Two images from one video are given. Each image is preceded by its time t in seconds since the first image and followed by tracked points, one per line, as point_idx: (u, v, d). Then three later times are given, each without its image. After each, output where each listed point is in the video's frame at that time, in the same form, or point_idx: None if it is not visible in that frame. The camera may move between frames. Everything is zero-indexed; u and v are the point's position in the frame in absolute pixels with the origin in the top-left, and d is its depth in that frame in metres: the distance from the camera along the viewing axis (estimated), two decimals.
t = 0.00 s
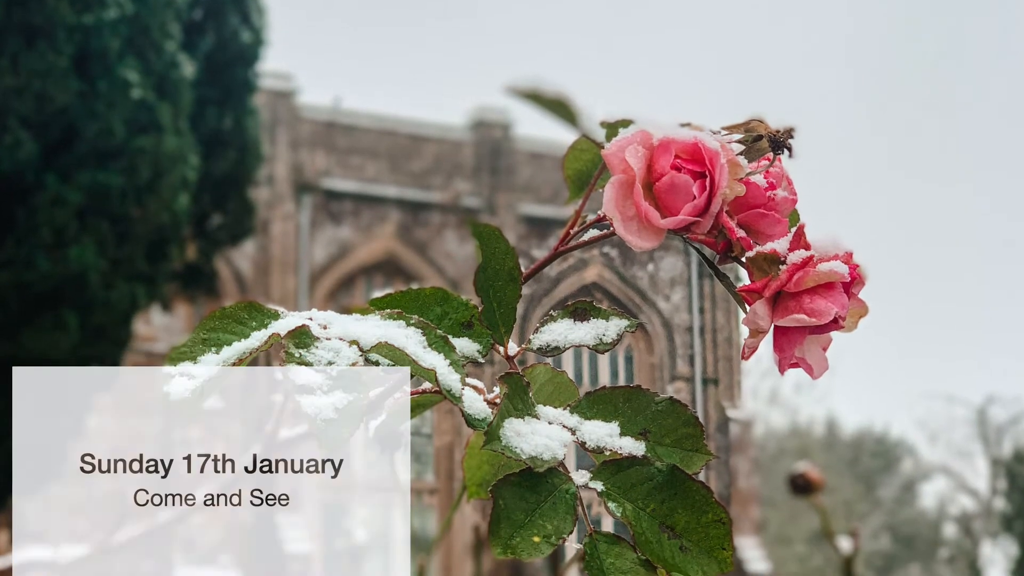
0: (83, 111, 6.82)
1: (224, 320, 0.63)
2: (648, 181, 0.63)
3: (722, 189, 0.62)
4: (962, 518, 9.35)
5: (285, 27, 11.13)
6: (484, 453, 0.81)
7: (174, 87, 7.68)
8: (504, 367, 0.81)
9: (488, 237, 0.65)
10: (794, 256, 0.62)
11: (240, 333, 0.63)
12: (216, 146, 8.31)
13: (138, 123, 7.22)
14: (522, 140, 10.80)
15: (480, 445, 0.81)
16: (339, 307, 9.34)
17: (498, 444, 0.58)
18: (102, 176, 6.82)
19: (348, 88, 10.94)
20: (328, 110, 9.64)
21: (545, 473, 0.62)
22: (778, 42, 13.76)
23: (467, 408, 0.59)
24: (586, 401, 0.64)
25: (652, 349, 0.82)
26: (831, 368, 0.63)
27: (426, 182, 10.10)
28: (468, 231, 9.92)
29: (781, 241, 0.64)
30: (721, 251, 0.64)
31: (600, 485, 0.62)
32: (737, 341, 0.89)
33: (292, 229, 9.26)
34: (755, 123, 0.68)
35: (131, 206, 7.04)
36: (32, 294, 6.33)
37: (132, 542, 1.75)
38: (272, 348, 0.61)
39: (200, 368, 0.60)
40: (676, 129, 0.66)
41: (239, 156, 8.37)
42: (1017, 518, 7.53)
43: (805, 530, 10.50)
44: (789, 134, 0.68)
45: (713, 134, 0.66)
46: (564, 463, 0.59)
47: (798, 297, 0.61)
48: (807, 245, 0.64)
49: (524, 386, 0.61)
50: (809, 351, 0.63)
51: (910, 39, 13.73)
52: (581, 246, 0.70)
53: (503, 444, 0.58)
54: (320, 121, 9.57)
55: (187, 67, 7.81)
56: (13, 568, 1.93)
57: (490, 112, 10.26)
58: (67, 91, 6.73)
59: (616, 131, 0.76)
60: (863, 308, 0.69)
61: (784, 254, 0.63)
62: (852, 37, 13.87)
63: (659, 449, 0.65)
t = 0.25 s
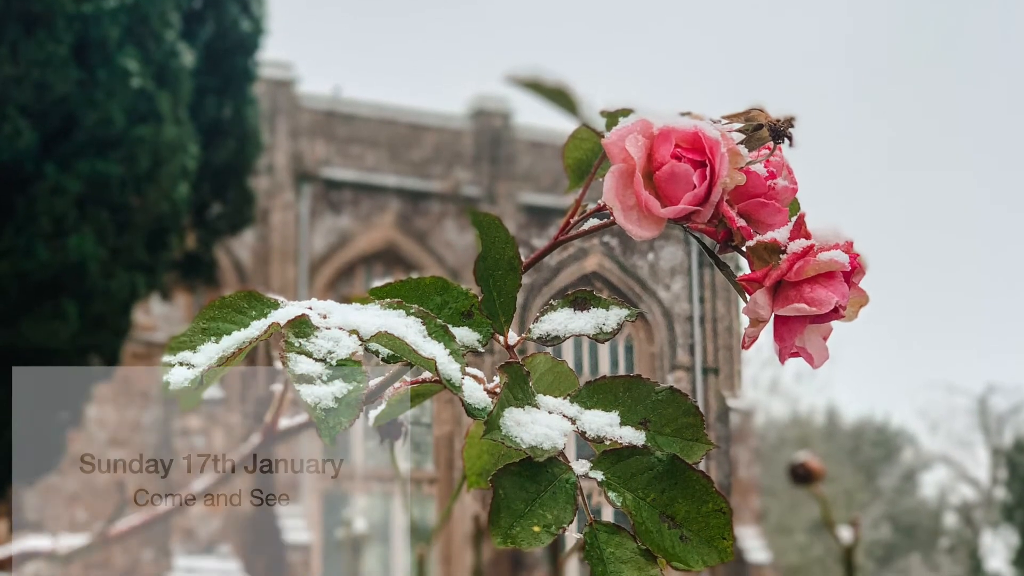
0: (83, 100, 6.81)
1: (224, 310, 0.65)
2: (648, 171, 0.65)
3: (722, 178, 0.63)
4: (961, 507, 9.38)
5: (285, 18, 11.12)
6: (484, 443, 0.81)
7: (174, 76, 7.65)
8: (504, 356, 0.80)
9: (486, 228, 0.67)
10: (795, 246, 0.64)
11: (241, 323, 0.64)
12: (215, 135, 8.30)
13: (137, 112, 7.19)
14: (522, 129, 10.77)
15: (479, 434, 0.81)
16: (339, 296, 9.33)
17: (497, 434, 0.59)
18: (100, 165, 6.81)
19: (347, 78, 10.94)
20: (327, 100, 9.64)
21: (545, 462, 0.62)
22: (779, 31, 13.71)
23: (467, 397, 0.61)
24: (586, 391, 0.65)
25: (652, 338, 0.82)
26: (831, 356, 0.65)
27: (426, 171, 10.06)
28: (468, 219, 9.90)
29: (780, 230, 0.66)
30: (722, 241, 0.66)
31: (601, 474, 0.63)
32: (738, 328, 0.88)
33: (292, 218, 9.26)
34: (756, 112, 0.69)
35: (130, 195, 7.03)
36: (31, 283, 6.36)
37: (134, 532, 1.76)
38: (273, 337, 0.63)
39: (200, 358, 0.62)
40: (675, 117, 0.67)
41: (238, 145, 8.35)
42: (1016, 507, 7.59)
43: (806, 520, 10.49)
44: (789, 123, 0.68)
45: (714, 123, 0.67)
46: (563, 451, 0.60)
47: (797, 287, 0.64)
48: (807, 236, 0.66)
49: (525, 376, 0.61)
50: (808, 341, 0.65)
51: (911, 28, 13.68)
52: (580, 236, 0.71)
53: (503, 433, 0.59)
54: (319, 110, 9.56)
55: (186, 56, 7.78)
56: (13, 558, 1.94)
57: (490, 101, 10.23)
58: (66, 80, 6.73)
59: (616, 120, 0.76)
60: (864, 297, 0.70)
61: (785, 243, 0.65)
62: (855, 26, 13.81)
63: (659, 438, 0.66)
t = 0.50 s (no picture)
0: (82, 89, 6.78)
1: (223, 300, 0.65)
2: (648, 161, 0.67)
3: (722, 167, 0.66)
4: (962, 496, 9.46)
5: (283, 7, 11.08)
6: (483, 433, 0.80)
7: (173, 65, 7.61)
8: (504, 346, 0.80)
9: (487, 216, 0.67)
10: (796, 235, 0.66)
11: (240, 312, 0.64)
12: (215, 124, 8.27)
13: (137, 101, 7.16)
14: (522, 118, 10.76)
15: (479, 423, 0.81)
16: (338, 285, 9.33)
17: (497, 423, 0.59)
18: (100, 154, 6.79)
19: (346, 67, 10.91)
20: (327, 89, 9.62)
21: (545, 452, 0.62)
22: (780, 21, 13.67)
23: (466, 387, 0.61)
24: (586, 380, 0.66)
25: (652, 328, 0.83)
26: (831, 345, 0.67)
27: (426, 160, 10.05)
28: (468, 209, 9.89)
29: (780, 219, 0.68)
30: (721, 230, 0.68)
31: (600, 463, 0.64)
32: (739, 318, 0.88)
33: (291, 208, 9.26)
34: (755, 101, 0.72)
35: (130, 184, 7.00)
36: (30, 274, 6.35)
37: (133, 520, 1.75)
38: (272, 327, 0.63)
39: (200, 348, 0.62)
40: (676, 107, 0.69)
41: (238, 135, 8.32)
42: (1018, 497, 7.67)
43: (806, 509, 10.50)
44: (788, 113, 0.71)
45: (714, 114, 0.69)
46: (563, 440, 0.61)
47: (797, 276, 0.66)
48: (807, 224, 0.68)
49: (524, 365, 0.62)
50: (810, 330, 0.66)
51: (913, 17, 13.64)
52: (581, 225, 0.71)
53: (503, 422, 0.59)
54: (319, 99, 9.55)
55: (186, 45, 7.73)
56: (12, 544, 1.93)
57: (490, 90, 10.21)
58: (66, 68, 6.69)
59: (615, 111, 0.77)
60: (864, 287, 0.72)
61: (785, 232, 0.67)
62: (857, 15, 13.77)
63: (658, 428, 0.67)
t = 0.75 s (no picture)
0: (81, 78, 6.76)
1: (223, 289, 0.64)
2: (648, 151, 0.66)
3: (723, 156, 0.65)
4: (962, 486, 9.54)
5: None
6: (483, 423, 0.80)
7: (173, 55, 7.58)
8: (504, 336, 0.80)
9: (486, 205, 0.67)
10: (796, 224, 0.65)
11: (239, 302, 0.64)
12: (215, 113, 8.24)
13: (137, 90, 7.15)
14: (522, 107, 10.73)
15: (478, 413, 0.80)
16: (338, 275, 9.33)
17: (497, 413, 0.59)
18: (99, 143, 6.78)
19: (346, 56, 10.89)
20: (326, 78, 9.60)
21: (545, 441, 0.62)
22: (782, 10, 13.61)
23: (466, 376, 0.61)
24: (585, 369, 0.66)
25: (652, 317, 0.83)
26: (831, 335, 0.66)
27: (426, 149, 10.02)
28: (468, 198, 9.87)
29: (781, 208, 0.68)
30: (722, 219, 0.67)
31: (599, 453, 0.64)
32: (740, 308, 0.88)
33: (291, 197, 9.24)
34: (756, 90, 0.71)
35: (130, 173, 6.99)
36: (31, 263, 6.35)
37: (132, 510, 1.75)
38: (272, 317, 0.63)
39: (200, 337, 0.62)
40: (675, 96, 0.68)
41: (237, 124, 8.30)
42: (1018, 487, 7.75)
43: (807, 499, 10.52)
44: (789, 102, 0.71)
45: (714, 103, 0.69)
46: (564, 430, 0.60)
47: (797, 265, 0.65)
48: (807, 213, 0.68)
49: (524, 354, 0.62)
50: (810, 320, 0.66)
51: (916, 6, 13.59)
52: (581, 214, 0.71)
53: (503, 413, 0.59)
54: (318, 88, 9.53)
55: (186, 34, 7.71)
56: (10, 533, 1.93)
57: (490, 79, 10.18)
58: (65, 58, 6.68)
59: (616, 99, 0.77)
60: (864, 276, 0.71)
61: (785, 221, 0.67)
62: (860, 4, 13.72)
63: (659, 417, 0.66)
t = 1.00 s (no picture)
0: (81, 67, 6.75)
1: (222, 278, 0.64)
2: (648, 140, 0.66)
3: (723, 145, 0.65)
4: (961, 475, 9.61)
5: None
6: (483, 412, 0.80)
7: (172, 44, 7.55)
8: (504, 325, 0.79)
9: (486, 193, 0.67)
10: (797, 214, 0.65)
11: (239, 291, 0.63)
12: (214, 102, 8.23)
13: (136, 79, 7.13)
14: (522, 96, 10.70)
15: (479, 403, 0.80)
16: (338, 264, 9.32)
17: (497, 402, 0.59)
18: (99, 132, 6.77)
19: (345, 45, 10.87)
20: (326, 67, 9.58)
21: (545, 430, 0.62)
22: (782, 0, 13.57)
23: (466, 365, 0.60)
24: (586, 358, 0.65)
25: (653, 307, 0.82)
26: (832, 325, 0.66)
27: (426, 138, 10.00)
28: (468, 187, 9.86)
29: (782, 198, 0.67)
30: (722, 209, 0.67)
31: (599, 442, 0.64)
32: (740, 298, 0.88)
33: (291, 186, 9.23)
34: (757, 80, 0.71)
35: (129, 162, 6.97)
36: (31, 252, 6.35)
37: (132, 499, 1.74)
38: (271, 306, 0.62)
39: (199, 326, 0.62)
40: (676, 86, 0.68)
41: (236, 113, 8.28)
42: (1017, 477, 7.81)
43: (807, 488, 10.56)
44: (790, 91, 0.71)
45: (715, 91, 0.68)
46: (563, 419, 0.60)
47: (797, 255, 0.65)
48: (808, 203, 0.67)
49: (524, 343, 0.61)
50: (810, 309, 0.66)
51: None
52: (581, 202, 0.71)
53: (503, 402, 0.59)
54: (318, 77, 9.51)
55: (185, 23, 7.68)
56: (10, 523, 1.93)
57: (489, 68, 10.16)
58: (65, 46, 6.68)
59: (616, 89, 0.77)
60: (865, 265, 0.71)
61: (786, 211, 0.66)
62: None
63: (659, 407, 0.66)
